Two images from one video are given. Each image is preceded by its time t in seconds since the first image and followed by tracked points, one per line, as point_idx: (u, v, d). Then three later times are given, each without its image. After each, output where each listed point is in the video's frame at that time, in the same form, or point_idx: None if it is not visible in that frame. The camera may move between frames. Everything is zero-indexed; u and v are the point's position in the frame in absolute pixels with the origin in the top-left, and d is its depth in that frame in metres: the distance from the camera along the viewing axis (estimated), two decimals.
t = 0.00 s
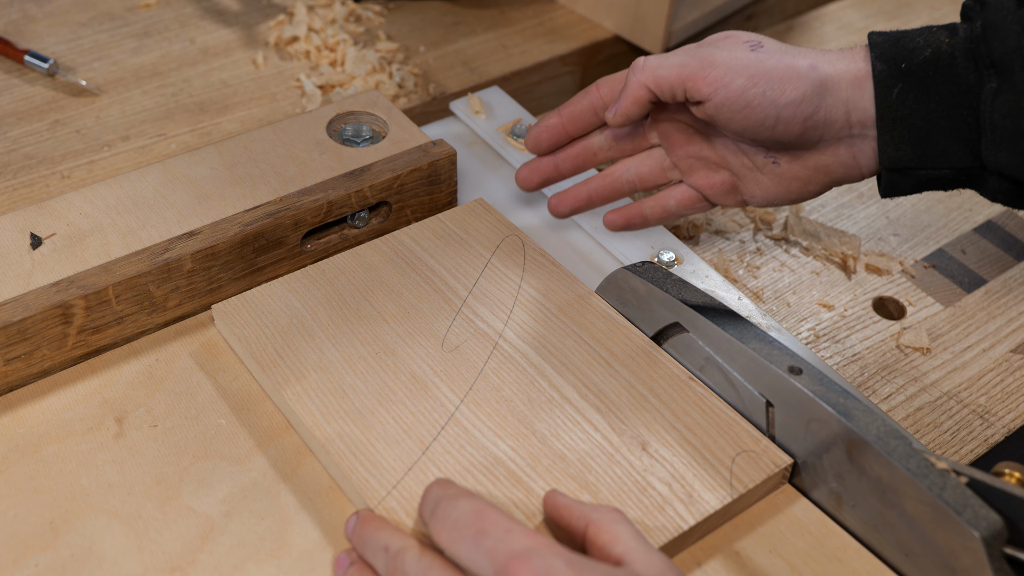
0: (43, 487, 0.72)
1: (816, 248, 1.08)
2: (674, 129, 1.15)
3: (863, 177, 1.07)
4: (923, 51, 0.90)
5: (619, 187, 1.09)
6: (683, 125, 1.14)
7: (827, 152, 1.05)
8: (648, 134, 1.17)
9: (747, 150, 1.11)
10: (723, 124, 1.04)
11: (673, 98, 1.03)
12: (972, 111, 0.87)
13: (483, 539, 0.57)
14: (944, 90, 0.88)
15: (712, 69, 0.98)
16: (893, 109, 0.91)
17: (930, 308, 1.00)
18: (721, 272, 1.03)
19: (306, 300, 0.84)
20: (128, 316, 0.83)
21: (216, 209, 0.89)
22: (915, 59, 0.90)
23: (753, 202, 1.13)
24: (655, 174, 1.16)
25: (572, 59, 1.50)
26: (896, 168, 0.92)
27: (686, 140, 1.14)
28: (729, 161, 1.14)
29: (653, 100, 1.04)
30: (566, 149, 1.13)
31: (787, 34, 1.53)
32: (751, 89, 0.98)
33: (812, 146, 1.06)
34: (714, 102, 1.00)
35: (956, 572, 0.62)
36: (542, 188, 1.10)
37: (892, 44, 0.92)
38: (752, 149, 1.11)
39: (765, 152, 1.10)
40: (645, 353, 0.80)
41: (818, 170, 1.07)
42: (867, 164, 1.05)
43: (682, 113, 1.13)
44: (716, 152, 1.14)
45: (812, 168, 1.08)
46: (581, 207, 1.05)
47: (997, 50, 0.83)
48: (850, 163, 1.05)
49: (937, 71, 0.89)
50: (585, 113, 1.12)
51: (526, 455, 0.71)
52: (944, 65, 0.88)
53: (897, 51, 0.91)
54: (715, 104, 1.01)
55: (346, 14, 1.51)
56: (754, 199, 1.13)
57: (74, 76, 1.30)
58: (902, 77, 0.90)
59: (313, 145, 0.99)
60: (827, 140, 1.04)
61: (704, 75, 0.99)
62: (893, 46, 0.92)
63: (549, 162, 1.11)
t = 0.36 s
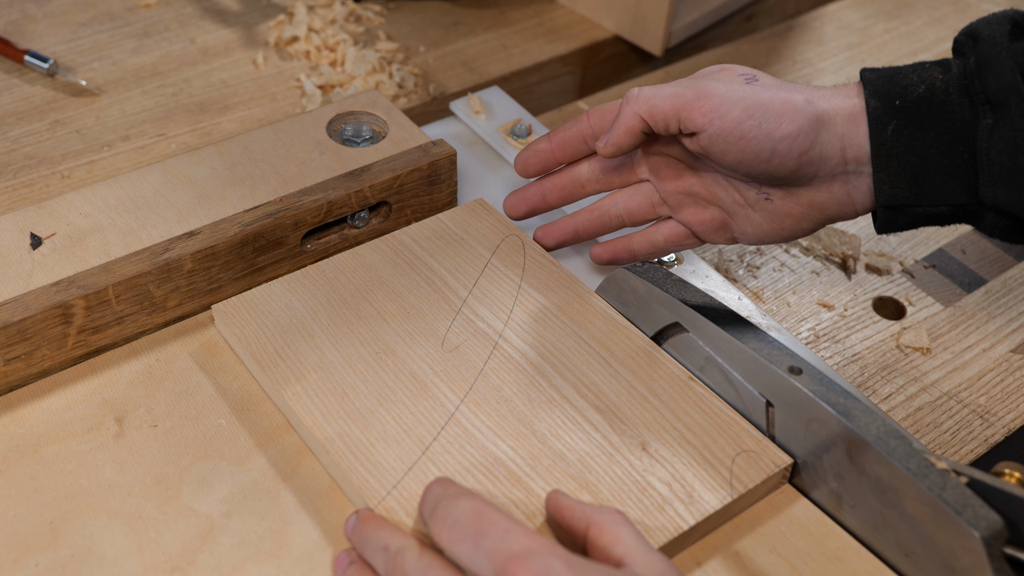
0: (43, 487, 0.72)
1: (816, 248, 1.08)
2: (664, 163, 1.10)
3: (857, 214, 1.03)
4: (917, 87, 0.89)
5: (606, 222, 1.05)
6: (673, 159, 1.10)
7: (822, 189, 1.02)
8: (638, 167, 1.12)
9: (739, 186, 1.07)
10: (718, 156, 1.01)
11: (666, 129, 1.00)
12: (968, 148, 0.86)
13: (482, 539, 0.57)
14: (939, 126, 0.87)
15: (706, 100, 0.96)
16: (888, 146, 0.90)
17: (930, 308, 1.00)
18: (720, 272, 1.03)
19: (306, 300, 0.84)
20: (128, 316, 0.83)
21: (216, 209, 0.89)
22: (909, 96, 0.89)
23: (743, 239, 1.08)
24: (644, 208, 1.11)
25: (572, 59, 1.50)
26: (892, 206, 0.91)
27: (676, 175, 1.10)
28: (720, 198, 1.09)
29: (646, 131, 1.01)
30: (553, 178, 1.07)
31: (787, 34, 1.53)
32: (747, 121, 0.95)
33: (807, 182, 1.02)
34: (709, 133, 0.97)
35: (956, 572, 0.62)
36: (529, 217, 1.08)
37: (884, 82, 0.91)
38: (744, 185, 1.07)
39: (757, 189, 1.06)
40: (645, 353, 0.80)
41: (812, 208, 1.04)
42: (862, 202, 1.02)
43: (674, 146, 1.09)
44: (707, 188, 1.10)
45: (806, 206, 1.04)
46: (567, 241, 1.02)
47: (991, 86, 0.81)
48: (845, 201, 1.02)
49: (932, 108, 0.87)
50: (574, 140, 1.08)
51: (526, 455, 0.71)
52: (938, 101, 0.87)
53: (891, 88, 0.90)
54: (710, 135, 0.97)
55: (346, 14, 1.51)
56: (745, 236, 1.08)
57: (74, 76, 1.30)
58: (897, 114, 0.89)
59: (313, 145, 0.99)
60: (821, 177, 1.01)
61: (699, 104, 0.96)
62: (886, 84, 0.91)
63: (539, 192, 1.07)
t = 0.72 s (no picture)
0: (43, 487, 0.72)
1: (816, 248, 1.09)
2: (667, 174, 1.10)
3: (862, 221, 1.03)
4: (921, 93, 0.89)
5: (615, 237, 1.05)
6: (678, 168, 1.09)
7: (827, 195, 1.02)
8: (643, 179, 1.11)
9: (744, 194, 1.06)
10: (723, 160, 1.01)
11: (672, 130, 1.01)
12: (973, 153, 0.86)
13: (483, 540, 0.57)
14: (944, 131, 0.87)
15: (712, 103, 0.96)
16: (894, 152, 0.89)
17: (930, 308, 1.00)
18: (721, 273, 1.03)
19: (306, 300, 0.84)
20: (128, 316, 0.83)
21: (216, 209, 0.89)
22: (914, 103, 0.89)
23: (751, 247, 1.08)
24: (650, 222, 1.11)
25: (572, 59, 1.50)
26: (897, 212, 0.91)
27: (681, 186, 1.10)
28: (726, 207, 1.09)
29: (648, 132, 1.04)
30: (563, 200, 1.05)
31: (787, 34, 1.54)
32: (753, 125, 0.96)
33: (811, 188, 1.02)
34: (714, 137, 0.98)
35: (956, 572, 0.62)
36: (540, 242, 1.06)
37: (889, 88, 0.91)
38: (751, 193, 1.06)
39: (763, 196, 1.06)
40: (645, 352, 0.80)
41: (818, 214, 1.03)
42: (868, 207, 1.01)
43: (678, 158, 1.08)
44: (713, 198, 1.09)
45: (813, 212, 1.03)
46: (578, 260, 1.02)
47: (996, 91, 0.82)
48: (851, 206, 1.02)
49: (938, 115, 0.87)
50: (581, 156, 1.06)
51: (526, 455, 0.71)
52: (943, 107, 0.87)
53: (896, 95, 0.90)
54: (715, 138, 0.98)
55: (346, 14, 1.51)
56: (753, 245, 1.08)
57: (74, 77, 1.30)
58: (901, 120, 0.89)
59: (313, 146, 0.99)
60: (827, 182, 1.00)
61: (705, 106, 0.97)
62: (892, 90, 0.91)
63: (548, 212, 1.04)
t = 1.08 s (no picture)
0: (43, 487, 0.72)
1: (816, 248, 1.08)
2: (682, 47, 1.13)
3: (859, 126, 1.00)
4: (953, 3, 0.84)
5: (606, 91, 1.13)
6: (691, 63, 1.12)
7: (831, 83, 1.00)
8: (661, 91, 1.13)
9: (749, 76, 1.07)
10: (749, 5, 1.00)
11: None
12: (992, 69, 0.83)
13: (483, 539, 0.57)
14: (966, 44, 0.84)
15: None
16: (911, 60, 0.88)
17: (930, 309, 1.00)
18: (721, 272, 1.03)
19: (306, 300, 0.84)
20: (128, 316, 0.83)
21: (216, 209, 0.89)
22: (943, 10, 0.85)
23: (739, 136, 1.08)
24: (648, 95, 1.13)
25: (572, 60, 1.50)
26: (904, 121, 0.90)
27: (690, 62, 1.12)
28: (727, 91, 1.09)
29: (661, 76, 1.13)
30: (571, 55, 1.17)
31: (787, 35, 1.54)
32: None
33: (817, 72, 1.00)
34: None
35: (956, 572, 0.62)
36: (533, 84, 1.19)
37: None
38: (755, 77, 1.07)
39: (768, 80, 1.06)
40: (644, 352, 0.80)
41: (817, 104, 1.01)
42: (868, 110, 0.99)
43: (699, 26, 1.12)
44: (718, 79, 1.10)
45: (812, 103, 1.02)
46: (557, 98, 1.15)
47: None
48: (851, 104, 0.99)
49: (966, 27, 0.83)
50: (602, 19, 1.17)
51: (526, 455, 0.71)
52: (972, 22, 0.83)
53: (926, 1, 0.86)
54: None
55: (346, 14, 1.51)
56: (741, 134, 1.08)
57: (74, 77, 1.30)
58: (928, 26, 0.86)
59: (313, 145, 0.99)
60: (834, 66, 0.99)
61: None
62: None
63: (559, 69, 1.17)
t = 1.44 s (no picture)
0: (43, 487, 0.72)
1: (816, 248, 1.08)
2: (685, 165, 1.10)
3: (863, 217, 0.98)
4: (937, 95, 0.88)
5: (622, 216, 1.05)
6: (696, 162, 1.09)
7: (830, 178, 0.98)
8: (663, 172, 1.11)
9: (751, 180, 1.05)
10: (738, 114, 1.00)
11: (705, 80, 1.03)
12: (980, 154, 0.84)
13: (483, 538, 0.57)
14: (953, 131, 0.86)
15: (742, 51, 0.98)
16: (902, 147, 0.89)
17: (930, 308, 1.00)
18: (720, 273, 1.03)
19: (306, 300, 0.84)
20: (128, 316, 0.83)
21: (216, 209, 0.89)
22: (927, 101, 0.88)
23: (751, 242, 1.04)
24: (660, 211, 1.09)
25: (572, 59, 1.50)
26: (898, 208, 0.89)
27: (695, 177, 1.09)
28: (734, 198, 1.06)
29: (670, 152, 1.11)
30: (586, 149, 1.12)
31: (787, 34, 1.54)
32: (774, 76, 0.96)
33: (814, 169, 0.99)
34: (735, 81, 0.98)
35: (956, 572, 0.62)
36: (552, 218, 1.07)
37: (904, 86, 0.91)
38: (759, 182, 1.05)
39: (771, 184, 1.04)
40: (645, 353, 0.80)
41: (820, 203, 0.99)
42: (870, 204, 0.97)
43: (699, 142, 1.09)
44: (723, 188, 1.07)
45: (815, 200, 0.99)
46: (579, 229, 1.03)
47: (1008, 91, 0.80)
48: (852, 198, 0.98)
49: (953, 114, 0.86)
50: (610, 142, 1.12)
51: (526, 455, 0.71)
52: (956, 109, 0.86)
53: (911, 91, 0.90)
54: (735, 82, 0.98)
55: (346, 14, 1.51)
56: (753, 239, 1.04)
57: (74, 77, 1.30)
58: (913, 116, 0.89)
59: (313, 146, 0.99)
60: (830, 163, 0.97)
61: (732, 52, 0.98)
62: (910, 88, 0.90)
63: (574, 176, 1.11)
